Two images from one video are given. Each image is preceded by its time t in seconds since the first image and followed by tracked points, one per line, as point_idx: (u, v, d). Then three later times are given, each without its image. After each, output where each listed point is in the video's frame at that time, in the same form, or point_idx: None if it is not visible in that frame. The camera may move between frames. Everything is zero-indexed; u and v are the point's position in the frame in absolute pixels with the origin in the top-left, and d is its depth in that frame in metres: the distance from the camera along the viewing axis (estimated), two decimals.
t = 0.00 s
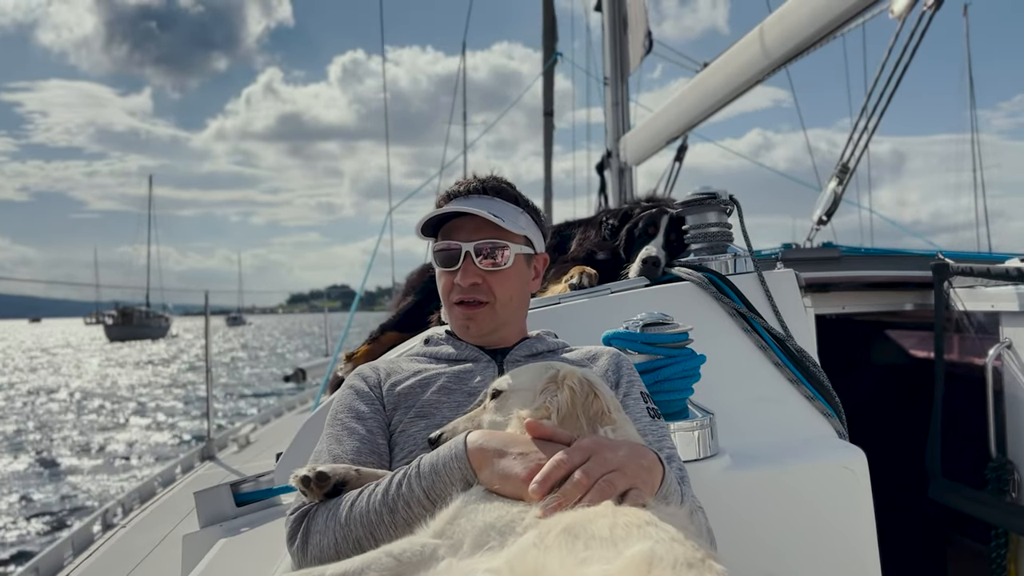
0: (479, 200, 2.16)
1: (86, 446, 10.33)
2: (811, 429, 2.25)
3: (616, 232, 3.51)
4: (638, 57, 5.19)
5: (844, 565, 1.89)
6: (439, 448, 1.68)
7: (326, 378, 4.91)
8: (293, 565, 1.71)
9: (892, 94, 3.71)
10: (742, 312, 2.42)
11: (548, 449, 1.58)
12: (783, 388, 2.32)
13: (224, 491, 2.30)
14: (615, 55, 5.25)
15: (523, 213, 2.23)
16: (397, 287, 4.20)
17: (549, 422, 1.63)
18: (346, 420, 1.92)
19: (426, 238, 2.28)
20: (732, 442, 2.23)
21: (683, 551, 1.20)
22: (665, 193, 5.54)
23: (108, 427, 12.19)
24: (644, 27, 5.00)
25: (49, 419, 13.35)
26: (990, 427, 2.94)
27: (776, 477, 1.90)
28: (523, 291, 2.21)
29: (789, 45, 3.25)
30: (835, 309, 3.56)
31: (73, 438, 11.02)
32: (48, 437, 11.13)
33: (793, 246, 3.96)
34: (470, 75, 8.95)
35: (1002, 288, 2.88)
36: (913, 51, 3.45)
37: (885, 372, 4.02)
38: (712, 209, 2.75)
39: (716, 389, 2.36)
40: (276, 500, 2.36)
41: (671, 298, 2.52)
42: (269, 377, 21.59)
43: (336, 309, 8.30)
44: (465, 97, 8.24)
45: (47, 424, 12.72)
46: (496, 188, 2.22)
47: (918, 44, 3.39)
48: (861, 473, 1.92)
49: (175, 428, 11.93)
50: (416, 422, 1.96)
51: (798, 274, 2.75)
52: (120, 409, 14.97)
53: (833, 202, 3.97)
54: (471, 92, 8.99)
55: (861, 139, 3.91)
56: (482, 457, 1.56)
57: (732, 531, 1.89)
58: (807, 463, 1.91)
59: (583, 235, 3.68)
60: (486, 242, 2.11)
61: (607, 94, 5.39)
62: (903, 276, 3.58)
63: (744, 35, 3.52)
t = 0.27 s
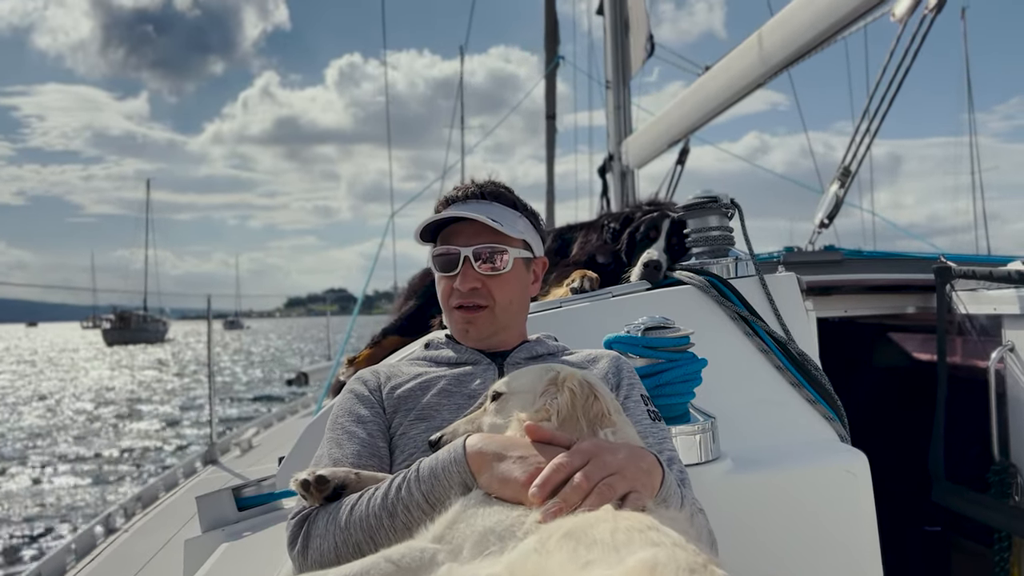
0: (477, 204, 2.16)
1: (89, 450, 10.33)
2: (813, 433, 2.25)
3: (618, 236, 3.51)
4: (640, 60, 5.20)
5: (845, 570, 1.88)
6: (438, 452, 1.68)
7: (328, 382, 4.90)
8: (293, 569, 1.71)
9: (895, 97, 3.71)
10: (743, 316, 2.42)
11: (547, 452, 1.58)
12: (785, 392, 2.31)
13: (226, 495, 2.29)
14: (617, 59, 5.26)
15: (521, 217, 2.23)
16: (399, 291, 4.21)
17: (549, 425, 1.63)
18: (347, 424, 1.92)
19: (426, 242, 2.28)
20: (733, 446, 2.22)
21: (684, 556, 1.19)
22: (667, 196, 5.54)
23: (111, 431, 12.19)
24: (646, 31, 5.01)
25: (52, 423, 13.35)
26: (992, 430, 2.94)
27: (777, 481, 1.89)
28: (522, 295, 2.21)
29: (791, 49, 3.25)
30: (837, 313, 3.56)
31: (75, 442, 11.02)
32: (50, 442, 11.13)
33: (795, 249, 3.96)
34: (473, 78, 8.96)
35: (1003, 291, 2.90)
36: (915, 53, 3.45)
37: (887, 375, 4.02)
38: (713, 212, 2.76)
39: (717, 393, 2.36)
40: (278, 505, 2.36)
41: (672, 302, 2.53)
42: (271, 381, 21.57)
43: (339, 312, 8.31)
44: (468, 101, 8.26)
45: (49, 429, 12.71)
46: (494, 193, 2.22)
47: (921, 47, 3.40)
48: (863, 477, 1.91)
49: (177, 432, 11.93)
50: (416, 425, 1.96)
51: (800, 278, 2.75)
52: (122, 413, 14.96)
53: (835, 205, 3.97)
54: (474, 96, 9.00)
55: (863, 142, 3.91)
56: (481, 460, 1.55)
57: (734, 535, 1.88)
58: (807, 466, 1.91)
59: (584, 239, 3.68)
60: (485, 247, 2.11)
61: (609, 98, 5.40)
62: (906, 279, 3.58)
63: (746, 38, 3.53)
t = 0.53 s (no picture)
0: (477, 210, 2.17)
1: (90, 456, 10.31)
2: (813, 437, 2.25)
3: (618, 241, 3.51)
4: (641, 65, 5.22)
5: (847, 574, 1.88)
6: (438, 457, 1.68)
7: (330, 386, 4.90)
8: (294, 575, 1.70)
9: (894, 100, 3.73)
10: (743, 320, 2.42)
11: (546, 457, 1.58)
12: (785, 396, 2.32)
13: (228, 500, 2.28)
14: (618, 64, 5.29)
15: (520, 223, 2.23)
16: (400, 295, 4.21)
17: (548, 430, 1.63)
18: (348, 429, 1.92)
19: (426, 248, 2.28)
20: (733, 450, 2.22)
21: (684, 559, 1.19)
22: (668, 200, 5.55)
23: (111, 437, 12.16)
24: (647, 36, 5.03)
25: (52, 429, 13.32)
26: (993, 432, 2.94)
27: (778, 485, 1.89)
28: (523, 301, 2.21)
29: (791, 53, 3.27)
30: (837, 317, 3.56)
31: (75, 448, 10.99)
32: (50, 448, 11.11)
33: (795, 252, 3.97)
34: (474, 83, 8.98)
35: (1004, 294, 2.87)
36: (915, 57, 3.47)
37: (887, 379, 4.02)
38: (713, 217, 2.74)
39: (718, 397, 2.36)
40: (280, 510, 2.35)
41: (672, 307, 2.52)
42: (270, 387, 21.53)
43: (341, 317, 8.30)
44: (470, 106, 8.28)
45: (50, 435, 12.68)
46: (494, 199, 2.23)
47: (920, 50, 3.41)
48: (863, 481, 1.92)
49: (177, 437, 11.90)
50: (416, 430, 1.96)
51: (799, 282, 2.75)
52: (122, 419, 14.93)
53: (835, 209, 3.98)
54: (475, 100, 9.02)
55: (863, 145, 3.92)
56: (481, 465, 1.55)
57: (735, 539, 1.88)
58: (808, 470, 1.91)
59: (585, 244, 3.68)
60: (485, 253, 2.11)
61: (610, 102, 5.41)
62: (907, 283, 3.59)
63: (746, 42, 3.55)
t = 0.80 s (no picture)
0: (489, 216, 2.16)
1: (88, 461, 10.28)
2: (809, 442, 2.26)
3: (615, 246, 3.51)
4: (640, 70, 5.23)
5: None
6: (433, 464, 1.67)
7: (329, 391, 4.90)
8: None
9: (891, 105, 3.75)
10: (741, 324, 2.42)
11: (541, 466, 1.57)
12: (781, 401, 2.32)
13: (226, 507, 2.27)
14: (617, 69, 5.30)
15: (526, 229, 2.26)
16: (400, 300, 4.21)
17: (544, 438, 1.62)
18: (345, 436, 1.91)
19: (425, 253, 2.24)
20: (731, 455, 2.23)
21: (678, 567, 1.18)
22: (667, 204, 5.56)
23: (109, 443, 12.13)
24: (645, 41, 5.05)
25: (49, 435, 13.28)
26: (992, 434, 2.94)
27: (776, 490, 1.89)
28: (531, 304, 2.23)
29: (788, 58, 3.28)
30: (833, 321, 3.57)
31: (73, 454, 10.96)
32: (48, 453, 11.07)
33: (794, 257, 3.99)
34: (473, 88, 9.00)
35: (1001, 297, 2.90)
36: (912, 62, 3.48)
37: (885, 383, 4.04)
38: (710, 221, 2.77)
39: (714, 401, 2.37)
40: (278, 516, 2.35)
41: (669, 311, 2.51)
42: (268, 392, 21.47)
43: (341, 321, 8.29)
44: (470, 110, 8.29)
45: (46, 441, 12.62)
46: (500, 205, 2.24)
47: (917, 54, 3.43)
48: (861, 486, 1.92)
49: (176, 443, 11.86)
50: (413, 436, 1.95)
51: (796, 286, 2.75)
52: (119, 425, 14.88)
53: (833, 213, 4.00)
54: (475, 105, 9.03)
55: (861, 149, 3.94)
56: (475, 473, 1.55)
57: (732, 544, 1.88)
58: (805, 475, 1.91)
59: (582, 250, 3.68)
60: (501, 259, 2.11)
61: (609, 107, 5.43)
62: (905, 287, 3.60)
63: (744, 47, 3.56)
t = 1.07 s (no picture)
0: (494, 221, 2.15)
1: (85, 467, 10.23)
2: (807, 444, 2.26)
3: (613, 249, 3.52)
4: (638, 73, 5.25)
5: None
6: (427, 467, 1.67)
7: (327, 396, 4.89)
8: None
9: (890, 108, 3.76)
10: (738, 327, 2.42)
11: (533, 469, 1.56)
12: (778, 404, 2.32)
13: (223, 511, 2.25)
14: (615, 72, 5.32)
15: (528, 233, 2.26)
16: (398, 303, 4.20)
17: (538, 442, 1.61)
18: (342, 440, 1.91)
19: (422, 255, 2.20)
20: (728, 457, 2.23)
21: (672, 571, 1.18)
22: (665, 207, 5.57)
23: (105, 448, 12.07)
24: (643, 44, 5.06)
25: (45, 441, 13.21)
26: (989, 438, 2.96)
27: (773, 493, 1.89)
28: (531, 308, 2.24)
29: (786, 61, 3.29)
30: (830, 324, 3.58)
31: (69, 460, 10.90)
32: (44, 460, 11.01)
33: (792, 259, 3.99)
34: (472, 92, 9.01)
35: (998, 301, 2.91)
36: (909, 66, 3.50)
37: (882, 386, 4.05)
38: (707, 225, 2.78)
39: (712, 405, 2.37)
40: (275, 520, 2.33)
41: (665, 314, 2.53)
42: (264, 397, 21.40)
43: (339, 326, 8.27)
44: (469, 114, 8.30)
45: (42, 446, 12.56)
46: (503, 210, 2.23)
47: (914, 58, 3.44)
48: (857, 489, 1.92)
49: (172, 448, 11.81)
50: (410, 439, 1.95)
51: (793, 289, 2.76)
52: (115, 430, 14.80)
53: (830, 216, 4.01)
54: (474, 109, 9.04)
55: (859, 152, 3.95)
56: (469, 476, 1.54)
57: (729, 548, 1.88)
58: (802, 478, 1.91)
59: (580, 253, 3.67)
60: (506, 263, 2.11)
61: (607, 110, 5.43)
62: (902, 290, 3.60)
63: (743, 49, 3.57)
